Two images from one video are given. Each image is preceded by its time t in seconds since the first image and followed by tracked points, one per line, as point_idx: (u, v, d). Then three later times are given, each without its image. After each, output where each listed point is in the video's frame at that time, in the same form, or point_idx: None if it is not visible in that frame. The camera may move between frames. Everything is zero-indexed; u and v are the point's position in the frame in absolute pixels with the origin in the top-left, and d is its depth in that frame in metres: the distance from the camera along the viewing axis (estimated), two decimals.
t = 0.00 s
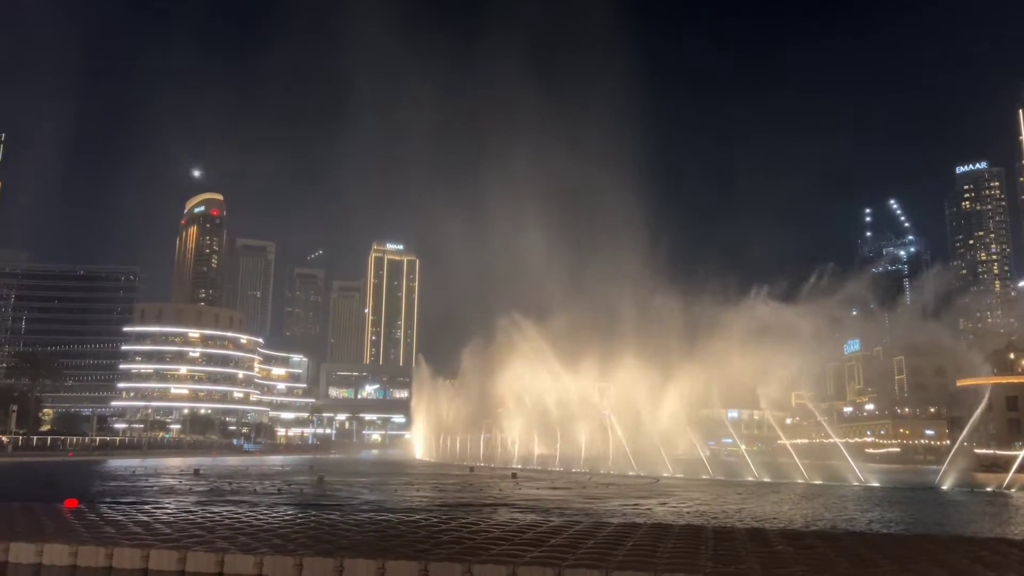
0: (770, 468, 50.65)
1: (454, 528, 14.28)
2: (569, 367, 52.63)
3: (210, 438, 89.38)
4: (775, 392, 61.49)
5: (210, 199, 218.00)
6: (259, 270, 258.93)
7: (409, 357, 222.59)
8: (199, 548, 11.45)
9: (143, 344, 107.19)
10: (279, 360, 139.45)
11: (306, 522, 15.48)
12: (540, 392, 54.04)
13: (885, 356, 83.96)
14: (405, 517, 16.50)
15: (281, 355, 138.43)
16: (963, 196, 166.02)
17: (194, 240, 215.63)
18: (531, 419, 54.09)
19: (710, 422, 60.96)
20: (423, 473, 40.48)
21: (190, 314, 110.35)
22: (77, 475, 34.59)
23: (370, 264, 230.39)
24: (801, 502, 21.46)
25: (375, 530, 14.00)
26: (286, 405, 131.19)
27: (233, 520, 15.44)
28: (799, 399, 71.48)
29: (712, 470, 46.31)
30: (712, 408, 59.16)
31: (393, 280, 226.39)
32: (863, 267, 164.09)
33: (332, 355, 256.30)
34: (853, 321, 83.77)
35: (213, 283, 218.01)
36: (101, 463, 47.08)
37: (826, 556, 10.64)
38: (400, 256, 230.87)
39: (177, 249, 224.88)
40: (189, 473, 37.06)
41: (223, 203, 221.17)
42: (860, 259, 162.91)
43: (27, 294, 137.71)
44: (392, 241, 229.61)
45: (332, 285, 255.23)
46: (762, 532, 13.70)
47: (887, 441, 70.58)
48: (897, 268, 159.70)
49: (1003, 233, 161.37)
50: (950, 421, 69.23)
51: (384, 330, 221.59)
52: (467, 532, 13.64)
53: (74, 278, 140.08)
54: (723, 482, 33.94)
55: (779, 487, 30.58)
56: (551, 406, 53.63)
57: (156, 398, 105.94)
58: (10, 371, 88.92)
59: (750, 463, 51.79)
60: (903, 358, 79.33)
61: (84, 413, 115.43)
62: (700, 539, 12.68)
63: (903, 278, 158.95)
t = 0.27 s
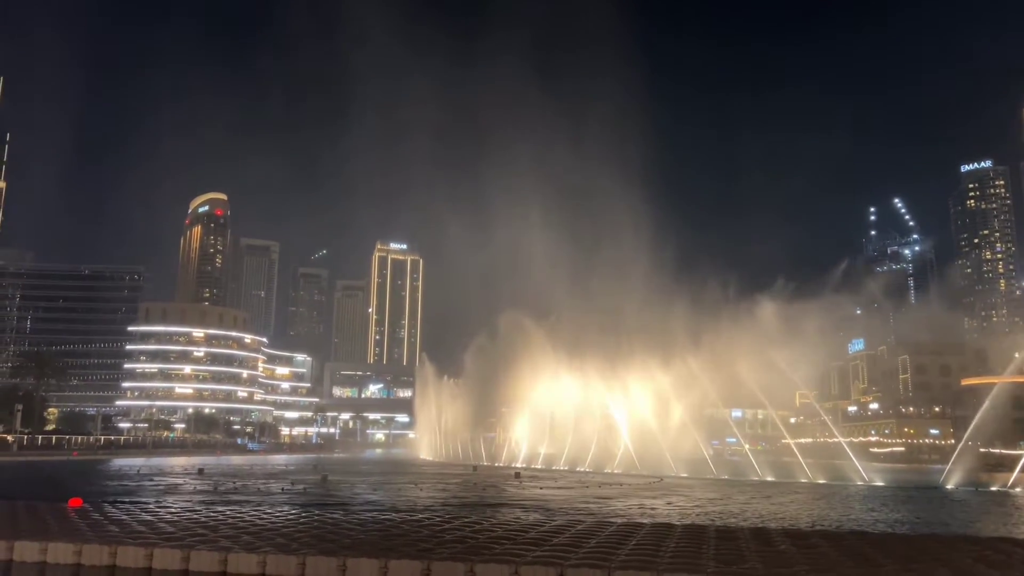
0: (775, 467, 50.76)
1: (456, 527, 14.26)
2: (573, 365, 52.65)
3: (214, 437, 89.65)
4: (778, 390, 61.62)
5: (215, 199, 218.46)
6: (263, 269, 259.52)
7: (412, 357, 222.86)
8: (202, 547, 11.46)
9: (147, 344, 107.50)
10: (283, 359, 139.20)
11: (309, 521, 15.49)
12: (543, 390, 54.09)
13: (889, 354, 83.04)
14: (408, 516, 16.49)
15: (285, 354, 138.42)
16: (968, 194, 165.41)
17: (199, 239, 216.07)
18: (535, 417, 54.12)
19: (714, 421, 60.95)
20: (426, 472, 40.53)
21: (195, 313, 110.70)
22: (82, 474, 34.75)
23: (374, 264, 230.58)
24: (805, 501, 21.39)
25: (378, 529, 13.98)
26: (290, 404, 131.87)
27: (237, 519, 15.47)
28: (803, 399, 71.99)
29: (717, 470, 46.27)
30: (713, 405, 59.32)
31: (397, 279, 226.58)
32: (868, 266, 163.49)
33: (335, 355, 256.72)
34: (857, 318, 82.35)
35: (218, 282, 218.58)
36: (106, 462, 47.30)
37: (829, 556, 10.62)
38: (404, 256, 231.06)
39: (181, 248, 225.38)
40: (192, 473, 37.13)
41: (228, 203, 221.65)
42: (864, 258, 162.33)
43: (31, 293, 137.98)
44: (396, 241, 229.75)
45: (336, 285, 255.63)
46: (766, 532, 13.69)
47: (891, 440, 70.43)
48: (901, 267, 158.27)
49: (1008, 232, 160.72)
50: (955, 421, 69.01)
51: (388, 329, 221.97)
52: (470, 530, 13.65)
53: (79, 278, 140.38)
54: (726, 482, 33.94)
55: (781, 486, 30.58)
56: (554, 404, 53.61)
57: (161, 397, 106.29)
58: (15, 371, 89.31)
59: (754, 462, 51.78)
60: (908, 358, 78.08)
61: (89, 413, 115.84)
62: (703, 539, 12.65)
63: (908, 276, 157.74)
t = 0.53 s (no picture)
0: (780, 466, 50.74)
1: (460, 528, 14.29)
2: (578, 367, 52.63)
3: (220, 438, 89.97)
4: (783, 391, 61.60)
5: (219, 200, 219.05)
6: (268, 270, 260.13)
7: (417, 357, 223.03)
8: (206, 547, 11.49)
9: (152, 345, 107.84)
10: (288, 360, 139.88)
11: (313, 521, 15.55)
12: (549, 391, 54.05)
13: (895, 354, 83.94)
14: (412, 517, 16.52)
15: (290, 355, 138.78)
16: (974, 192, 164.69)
17: (203, 240, 216.62)
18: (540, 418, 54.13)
19: (718, 421, 60.92)
20: (429, 472, 40.52)
21: (201, 314, 111.09)
22: (87, 475, 34.93)
23: (378, 264, 230.78)
24: (810, 502, 21.34)
25: (382, 530, 14.02)
26: (295, 404, 132.51)
27: (242, 520, 15.50)
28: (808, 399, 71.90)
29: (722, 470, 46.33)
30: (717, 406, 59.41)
31: (401, 280, 226.78)
32: (873, 266, 162.87)
33: (340, 355, 257.09)
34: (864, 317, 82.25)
35: (222, 283, 219.15)
36: (112, 463, 47.52)
37: (832, 556, 10.63)
38: (408, 256, 231.27)
39: (186, 250, 225.99)
40: (198, 473, 37.24)
41: (232, 204, 222.38)
42: (869, 258, 161.74)
43: (37, 294, 138.24)
44: (400, 242, 229.96)
45: (341, 285, 256.05)
46: (769, 532, 13.68)
47: (896, 440, 69.77)
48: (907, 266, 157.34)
49: (1015, 231, 159.95)
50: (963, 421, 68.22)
51: (392, 330, 222.21)
52: (473, 531, 13.67)
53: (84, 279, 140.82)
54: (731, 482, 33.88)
55: (786, 486, 30.64)
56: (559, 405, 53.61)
57: (166, 398, 106.54)
58: (22, 371, 89.61)
59: (759, 462, 51.75)
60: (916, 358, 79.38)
61: (95, 414, 116.27)
62: (707, 539, 12.65)
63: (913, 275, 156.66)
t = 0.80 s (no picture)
0: (785, 465, 50.61)
1: (462, 527, 14.31)
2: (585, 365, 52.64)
3: (226, 437, 90.30)
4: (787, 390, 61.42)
5: (225, 199, 219.59)
6: (273, 269, 260.67)
7: (422, 355, 223.20)
8: (208, 546, 11.52)
9: (158, 344, 108.27)
10: (294, 358, 139.52)
11: (317, 520, 15.58)
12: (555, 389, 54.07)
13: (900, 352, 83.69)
14: (415, 516, 16.53)
15: (296, 354, 138.86)
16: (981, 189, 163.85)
17: (209, 240, 217.16)
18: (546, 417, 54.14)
19: (724, 419, 60.81)
20: (432, 471, 40.61)
21: (207, 314, 111.52)
22: (93, 475, 35.13)
23: (383, 263, 230.95)
24: (813, 500, 21.26)
25: (385, 529, 14.03)
26: (300, 404, 131.65)
27: (246, 519, 15.56)
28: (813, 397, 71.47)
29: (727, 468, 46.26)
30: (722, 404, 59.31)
31: (406, 279, 226.91)
32: (879, 263, 162.20)
33: (346, 354, 257.48)
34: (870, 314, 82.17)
35: (228, 282, 219.65)
36: (118, 462, 47.78)
37: (834, 555, 10.57)
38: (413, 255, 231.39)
39: (192, 249, 226.60)
40: (203, 472, 37.35)
41: (238, 203, 222.97)
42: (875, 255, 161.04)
43: (44, 294, 138.76)
44: (405, 240, 230.07)
45: (346, 285, 256.45)
46: (771, 531, 13.61)
47: (903, 438, 69.24)
48: (913, 264, 156.51)
49: (1022, 228, 159.08)
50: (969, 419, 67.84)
51: (397, 328, 222.41)
52: (475, 530, 13.68)
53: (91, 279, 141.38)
54: (736, 480, 33.74)
55: (790, 484, 30.68)
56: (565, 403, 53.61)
57: (173, 397, 106.99)
58: (29, 371, 89.99)
59: (765, 461, 51.61)
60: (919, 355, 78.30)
61: (101, 413, 116.74)
62: (709, 537, 12.62)
63: (920, 273, 155.71)
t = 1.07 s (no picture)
0: (790, 462, 50.57)
1: (461, 524, 14.34)
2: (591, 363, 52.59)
3: (232, 434, 90.70)
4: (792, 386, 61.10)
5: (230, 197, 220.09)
6: (278, 267, 261.30)
7: (427, 353, 223.42)
8: (207, 543, 11.57)
9: (163, 342, 108.65)
10: (299, 355, 139.06)
11: (317, 518, 15.55)
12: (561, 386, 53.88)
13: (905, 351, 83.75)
14: (414, 513, 16.58)
15: (301, 350, 138.68)
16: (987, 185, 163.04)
17: (214, 237, 217.70)
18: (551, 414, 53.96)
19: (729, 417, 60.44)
20: (435, 468, 40.62)
21: (212, 312, 111.88)
22: (99, 471, 35.39)
23: (387, 260, 231.02)
24: (813, 498, 21.24)
25: (384, 526, 14.06)
26: (306, 401, 133.62)
27: (245, 517, 15.62)
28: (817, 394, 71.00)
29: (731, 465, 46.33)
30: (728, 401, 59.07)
31: (411, 276, 226.97)
32: (885, 260, 161.58)
33: (351, 351, 257.95)
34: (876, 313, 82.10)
35: (233, 280, 220.10)
36: (124, 459, 48.20)
37: (830, 552, 10.59)
38: (418, 253, 231.50)
39: (197, 247, 227.20)
40: (206, 469, 37.58)
41: (243, 201, 223.44)
42: (880, 252, 160.36)
43: (50, 291, 139.21)
44: (409, 238, 230.15)
45: (351, 282, 256.89)
46: (771, 529, 13.59)
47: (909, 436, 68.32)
48: (918, 260, 155.95)
49: None
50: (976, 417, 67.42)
51: (402, 326, 222.71)
52: (474, 528, 13.68)
53: (97, 276, 141.75)
54: (737, 477, 33.92)
55: (793, 481, 30.74)
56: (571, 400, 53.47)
57: (178, 395, 107.34)
58: (35, 369, 90.35)
59: (770, 458, 51.48)
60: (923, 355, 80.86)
61: (107, 410, 117.24)
62: (707, 536, 12.60)
63: (925, 269, 155.13)
